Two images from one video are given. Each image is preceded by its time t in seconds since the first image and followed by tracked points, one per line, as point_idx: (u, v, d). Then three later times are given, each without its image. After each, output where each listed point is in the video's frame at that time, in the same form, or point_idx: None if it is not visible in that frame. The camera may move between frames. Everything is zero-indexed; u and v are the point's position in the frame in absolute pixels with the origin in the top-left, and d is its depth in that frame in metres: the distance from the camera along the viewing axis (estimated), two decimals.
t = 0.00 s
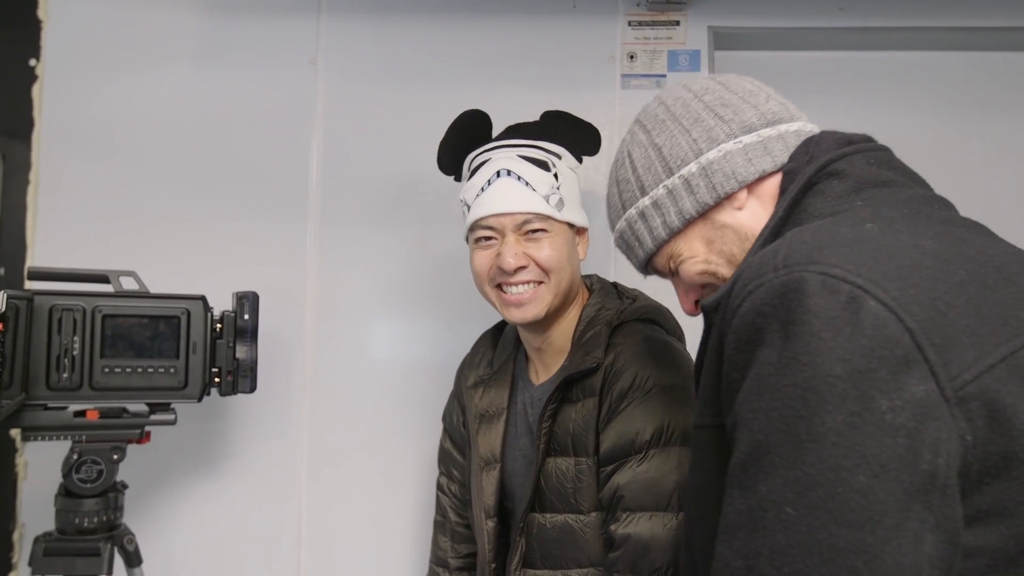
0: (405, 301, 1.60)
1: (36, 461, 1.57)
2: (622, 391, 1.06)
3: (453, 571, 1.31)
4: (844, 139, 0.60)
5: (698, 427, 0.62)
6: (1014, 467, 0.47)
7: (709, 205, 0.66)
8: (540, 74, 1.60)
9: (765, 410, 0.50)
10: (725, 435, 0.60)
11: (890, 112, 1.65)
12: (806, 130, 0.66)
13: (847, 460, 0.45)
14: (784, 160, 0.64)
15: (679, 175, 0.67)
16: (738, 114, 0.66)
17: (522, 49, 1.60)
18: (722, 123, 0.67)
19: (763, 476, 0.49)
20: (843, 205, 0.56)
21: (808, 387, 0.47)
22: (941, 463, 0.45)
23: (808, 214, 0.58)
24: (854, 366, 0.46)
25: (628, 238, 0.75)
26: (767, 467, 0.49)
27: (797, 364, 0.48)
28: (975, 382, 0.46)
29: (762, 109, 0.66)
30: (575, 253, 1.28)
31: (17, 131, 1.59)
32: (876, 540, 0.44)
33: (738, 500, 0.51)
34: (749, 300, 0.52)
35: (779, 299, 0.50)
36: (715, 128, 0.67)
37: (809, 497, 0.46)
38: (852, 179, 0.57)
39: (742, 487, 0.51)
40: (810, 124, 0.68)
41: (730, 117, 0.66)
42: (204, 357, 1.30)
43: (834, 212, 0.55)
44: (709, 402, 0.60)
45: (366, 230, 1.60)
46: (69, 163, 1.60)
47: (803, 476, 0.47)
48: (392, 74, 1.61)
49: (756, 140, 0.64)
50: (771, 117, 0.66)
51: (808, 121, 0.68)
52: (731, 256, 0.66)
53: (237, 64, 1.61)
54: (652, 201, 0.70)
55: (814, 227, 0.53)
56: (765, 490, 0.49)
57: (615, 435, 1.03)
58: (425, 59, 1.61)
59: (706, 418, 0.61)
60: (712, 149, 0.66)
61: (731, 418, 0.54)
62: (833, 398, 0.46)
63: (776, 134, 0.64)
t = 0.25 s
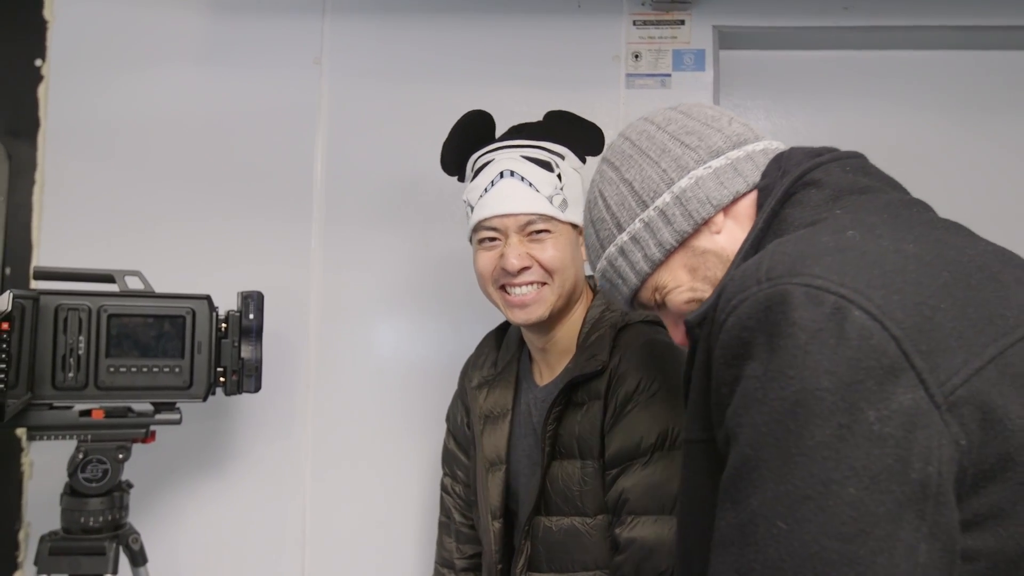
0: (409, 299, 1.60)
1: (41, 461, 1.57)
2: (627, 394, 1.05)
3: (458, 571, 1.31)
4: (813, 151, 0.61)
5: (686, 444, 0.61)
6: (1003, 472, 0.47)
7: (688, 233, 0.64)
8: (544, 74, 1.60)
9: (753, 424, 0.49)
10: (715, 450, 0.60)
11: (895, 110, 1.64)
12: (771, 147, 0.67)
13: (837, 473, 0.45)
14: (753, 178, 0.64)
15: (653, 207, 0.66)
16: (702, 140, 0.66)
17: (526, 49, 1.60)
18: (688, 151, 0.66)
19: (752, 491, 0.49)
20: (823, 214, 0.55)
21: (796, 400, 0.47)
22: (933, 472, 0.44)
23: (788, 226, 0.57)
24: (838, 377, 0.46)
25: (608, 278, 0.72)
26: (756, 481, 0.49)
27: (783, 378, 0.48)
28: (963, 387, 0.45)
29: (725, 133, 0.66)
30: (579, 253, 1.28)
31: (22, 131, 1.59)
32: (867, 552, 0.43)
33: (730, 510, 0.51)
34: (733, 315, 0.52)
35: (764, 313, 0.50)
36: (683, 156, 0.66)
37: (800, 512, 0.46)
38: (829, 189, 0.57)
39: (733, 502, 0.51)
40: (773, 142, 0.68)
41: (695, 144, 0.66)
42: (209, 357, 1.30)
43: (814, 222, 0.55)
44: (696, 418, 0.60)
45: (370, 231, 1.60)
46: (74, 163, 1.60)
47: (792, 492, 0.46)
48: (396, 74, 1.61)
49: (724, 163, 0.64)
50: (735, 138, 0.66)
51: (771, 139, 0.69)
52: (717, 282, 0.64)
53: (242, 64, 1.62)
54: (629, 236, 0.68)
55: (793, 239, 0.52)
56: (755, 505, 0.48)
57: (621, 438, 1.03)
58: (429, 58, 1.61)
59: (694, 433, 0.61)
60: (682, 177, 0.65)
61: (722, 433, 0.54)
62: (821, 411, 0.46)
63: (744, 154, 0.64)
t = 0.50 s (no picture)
0: (410, 298, 1.60)
1: (41, 461, 1.57)
2: (628, 396, 1.05)
3: (462, 569, 1.31)
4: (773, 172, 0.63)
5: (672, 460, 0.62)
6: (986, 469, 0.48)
7: (659, 262, 0.63)
8: (544, 73, 1.60)
9: (740, 437, 0.50)
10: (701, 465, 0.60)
11: (895, 109, 1.64)
12: (729, 173, 0.68)
13: (824, 480, 0.46)
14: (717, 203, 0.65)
15: (621, 242, 0.65)
16: (662, 171, 0.66)
17: (525, 48, 1.60)
18: (648, 184, 0.66)
19: (742, 504, 0.50)
20: (790, 225, 0.57)
21: (780, 410, 0.48)
22: (920, 472, 0.45)
23: (756, 240, 0.59)
24: (818, 384, 0.47)
25: (580, 319, 0.70)
26: (744, 495, 0.49)
27: (766, 389, 0.49)
28: (944, 386, 0.46)
29: (683, 163, 0.67)
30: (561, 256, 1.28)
31: (22, 131, 1.59)
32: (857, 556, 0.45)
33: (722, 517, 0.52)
34: (711, 330, 0.53)
35: (742, 325, 0.51)
36: (645, 189, 0.65)
37: (789, 523, 0.47)
38: (794, 202, 0.59)
39: (723, 515, 0.52)
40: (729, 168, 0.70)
41: (655, 176, 0.66)
42: (209, 357, 1.30)
43: (781, 235, 0.57)
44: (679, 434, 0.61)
45: (370, 230, 1.60)
46: (74, 163, 1.60)
47: (781, 503, 0.47)
48: (395, 73, 1.61)
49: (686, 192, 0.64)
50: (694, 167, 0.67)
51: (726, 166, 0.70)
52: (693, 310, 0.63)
53: (242, 63, 1.62)
54: (599, 272, 0.66)
55: (764, 252, 0.54)
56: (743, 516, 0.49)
57: (622, 441, 1.03)
58: (429, 57, 1.61)
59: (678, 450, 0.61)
60: (647, 209, 0.64)
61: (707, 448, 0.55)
62: (806, 420, 0.47)
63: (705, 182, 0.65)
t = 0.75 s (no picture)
0: (409, 298, 1.60)
1: (40, 460, 1.57)
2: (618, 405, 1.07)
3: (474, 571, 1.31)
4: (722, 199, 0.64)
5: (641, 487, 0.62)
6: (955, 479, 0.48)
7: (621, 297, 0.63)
8: (543, 73, 1.60)
9: (705, 460, 0.50)
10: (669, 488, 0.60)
11: (896, 109, 1.64)
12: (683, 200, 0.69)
13: (785, 502, 0.46)
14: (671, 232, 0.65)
15: (581, 279, 0.65)
16: (617, 206, 0.67)
17: (525, 47, 1.60)
18: (604, 221, 0.66)
19: (708, 527, 0.50)
20: (746, 245, 0.58)
21: (742, 434, 0.48)
22: (881, 488, 0.45)
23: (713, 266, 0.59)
24: (774, 405, 0.47)
25: (554, 360, 0.70)
26: (710, 515, 0.50)
27: (726, 412, 0.49)
28: (904, 397, 0.46)
29: (637, 196, 0.68)
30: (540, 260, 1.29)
31: (21, 130, 1.59)
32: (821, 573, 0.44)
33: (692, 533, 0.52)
34: (670, 358, 0.53)
35: (700, 350, 0.51)
36: (601, 225, 0.66)
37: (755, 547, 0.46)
38: (748, 225, 0.59)
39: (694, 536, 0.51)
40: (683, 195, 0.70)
41: (610, 212, 0.67)
42: (208, 356, 1.30)
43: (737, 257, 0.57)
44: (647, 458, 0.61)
45: (369, 230, 1.60)
46: (72, 162, 1.60)
47: (746, 526, 0.47)
48: (395, 72, 1.60)
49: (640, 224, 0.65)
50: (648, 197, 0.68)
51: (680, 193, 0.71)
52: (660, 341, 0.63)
53: (242, 61, 1.61)
54: (565, 312, 0.66)
55: (720, 275, 0.53)
56: (714, 538, 0.49)
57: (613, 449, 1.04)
58: (429, 56, 1.61)
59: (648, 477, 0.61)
60: (604, 245, 0.65)
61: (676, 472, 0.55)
62: (766, 442, 0.47)
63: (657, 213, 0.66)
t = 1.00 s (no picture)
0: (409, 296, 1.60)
1: (40, 459, 1.57)
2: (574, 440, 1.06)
3: None
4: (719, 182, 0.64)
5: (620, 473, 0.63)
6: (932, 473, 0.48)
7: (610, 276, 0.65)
8: (544, 70, 1.59)
9: (673, 448, 0.51)
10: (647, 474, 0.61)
11: (897, 105, 1.64)
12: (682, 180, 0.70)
13: (751, 492, 0.47)
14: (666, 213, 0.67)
15: (572, 253, 0.67)
16: (613, 181, 0.68)
17: (525, 45, 1.60)
18: (601, 194, 0.67)
19: (676, 513, 0.50)
20: (736, 233, 0.58)
21: (708, 423, 0.49)
22: (849, 480, 0.45)
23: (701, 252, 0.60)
24: (743, 396, 0.48)
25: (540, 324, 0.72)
26: (678, 502, 0.50)
27: (695, 400, 0.49)
28: (875, 391, 0.47)
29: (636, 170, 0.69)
30: (478, 310, 1.18)
31: (21, 128, 1.59)
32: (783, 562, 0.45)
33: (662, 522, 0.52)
34: (644, 344, 0.53)
35: (673, 337, 0.51)
36: (597, 200, 0.67)
37: (720, 536, 0.47)
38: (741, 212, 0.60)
39: (665, 524, 0.52)
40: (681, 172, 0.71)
41: (606, 186, 0.67)
42: (209, 354, 1.30)
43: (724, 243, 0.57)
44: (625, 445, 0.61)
45: (369, 228, 1.59)
46: (72, 160, 1.59)
47: (712, 513, 0.48)
48: (395, 70, 1.60)
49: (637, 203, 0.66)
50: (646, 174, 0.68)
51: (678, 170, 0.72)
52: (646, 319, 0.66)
53: (241, 60, 1.61)
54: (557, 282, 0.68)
55: (699, 263, 0.53)
56: (682, 524, 0.49)
57: (572, 486, 1.03)
58: (429, 54, 1.60)
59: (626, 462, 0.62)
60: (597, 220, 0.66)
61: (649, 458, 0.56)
62: (734, 430, 0.48)
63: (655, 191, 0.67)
